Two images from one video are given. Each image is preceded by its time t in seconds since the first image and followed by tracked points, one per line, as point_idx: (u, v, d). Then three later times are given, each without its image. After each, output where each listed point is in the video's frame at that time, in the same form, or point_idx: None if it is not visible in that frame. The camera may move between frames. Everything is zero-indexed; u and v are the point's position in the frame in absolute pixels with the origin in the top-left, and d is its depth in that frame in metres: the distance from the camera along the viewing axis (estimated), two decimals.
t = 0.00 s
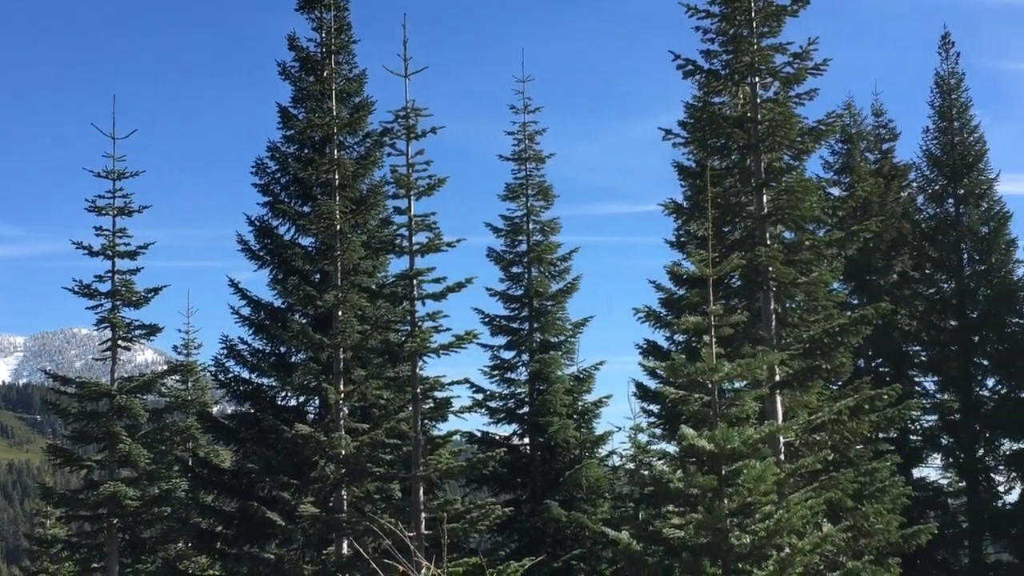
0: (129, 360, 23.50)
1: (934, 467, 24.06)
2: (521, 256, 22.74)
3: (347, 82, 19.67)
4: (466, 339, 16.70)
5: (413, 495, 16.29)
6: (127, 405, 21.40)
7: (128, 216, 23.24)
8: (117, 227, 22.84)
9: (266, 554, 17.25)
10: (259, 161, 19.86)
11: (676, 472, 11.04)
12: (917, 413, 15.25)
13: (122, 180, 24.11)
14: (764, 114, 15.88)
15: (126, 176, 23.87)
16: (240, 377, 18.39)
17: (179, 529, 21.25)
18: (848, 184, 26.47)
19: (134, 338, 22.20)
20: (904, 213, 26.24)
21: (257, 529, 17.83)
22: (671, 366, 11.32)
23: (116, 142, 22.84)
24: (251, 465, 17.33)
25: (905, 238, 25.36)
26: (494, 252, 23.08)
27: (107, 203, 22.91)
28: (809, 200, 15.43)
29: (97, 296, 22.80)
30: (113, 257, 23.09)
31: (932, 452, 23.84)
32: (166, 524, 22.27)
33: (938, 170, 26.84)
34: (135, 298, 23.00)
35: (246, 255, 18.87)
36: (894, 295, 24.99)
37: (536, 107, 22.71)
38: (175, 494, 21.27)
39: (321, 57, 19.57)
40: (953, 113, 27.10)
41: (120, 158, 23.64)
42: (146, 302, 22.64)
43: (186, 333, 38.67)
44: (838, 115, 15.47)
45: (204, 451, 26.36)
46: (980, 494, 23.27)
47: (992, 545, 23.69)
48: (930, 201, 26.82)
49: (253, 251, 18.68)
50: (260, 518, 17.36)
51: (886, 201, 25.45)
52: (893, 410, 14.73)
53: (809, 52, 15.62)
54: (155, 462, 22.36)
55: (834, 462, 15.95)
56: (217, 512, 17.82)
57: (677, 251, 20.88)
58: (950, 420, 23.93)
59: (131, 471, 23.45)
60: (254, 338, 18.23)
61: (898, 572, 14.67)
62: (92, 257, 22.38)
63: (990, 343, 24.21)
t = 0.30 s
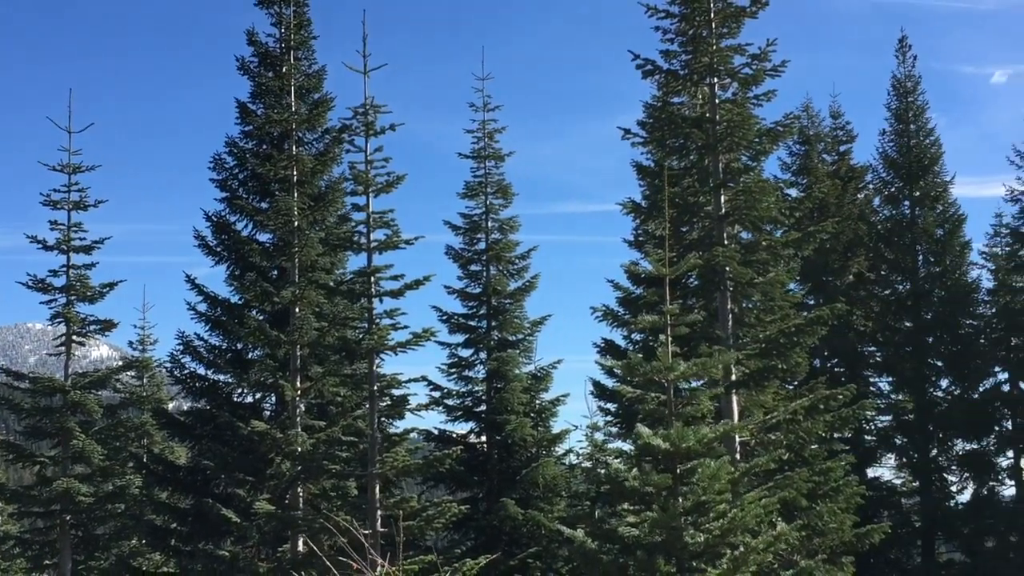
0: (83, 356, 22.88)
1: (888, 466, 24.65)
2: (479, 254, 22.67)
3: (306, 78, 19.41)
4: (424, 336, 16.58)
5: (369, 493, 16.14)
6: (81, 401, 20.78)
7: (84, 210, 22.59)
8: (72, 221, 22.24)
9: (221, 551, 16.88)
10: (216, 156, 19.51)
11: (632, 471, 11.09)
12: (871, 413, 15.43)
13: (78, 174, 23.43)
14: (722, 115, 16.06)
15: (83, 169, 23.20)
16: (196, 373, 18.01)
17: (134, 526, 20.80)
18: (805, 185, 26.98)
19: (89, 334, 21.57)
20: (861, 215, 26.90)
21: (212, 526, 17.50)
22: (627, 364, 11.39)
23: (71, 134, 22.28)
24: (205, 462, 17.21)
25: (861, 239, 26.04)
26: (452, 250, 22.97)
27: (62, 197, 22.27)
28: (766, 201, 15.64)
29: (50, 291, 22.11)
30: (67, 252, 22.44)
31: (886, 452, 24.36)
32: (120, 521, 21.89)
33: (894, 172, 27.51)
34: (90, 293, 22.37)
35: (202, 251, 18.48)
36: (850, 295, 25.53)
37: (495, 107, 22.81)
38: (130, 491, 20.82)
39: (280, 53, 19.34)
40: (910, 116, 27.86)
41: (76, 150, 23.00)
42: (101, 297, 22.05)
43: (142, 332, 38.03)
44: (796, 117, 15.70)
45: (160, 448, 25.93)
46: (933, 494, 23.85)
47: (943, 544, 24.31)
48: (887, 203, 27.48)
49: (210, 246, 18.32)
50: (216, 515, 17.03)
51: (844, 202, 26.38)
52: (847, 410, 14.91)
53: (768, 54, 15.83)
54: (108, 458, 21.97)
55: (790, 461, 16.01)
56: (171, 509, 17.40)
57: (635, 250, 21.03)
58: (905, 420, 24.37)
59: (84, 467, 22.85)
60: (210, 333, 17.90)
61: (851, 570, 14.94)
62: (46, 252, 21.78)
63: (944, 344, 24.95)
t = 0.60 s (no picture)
0: (43, 352, 22.27)
1: (849, 463, 25.13)
2: (442, 250, 22.57)
3: (269, 72, 19.11)
4: (387, 332, 16.46)
5: (331, 489, 15.98)
6: (40, 397, 20.24)
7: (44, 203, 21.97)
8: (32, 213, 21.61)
9: (181, 547, 16.62)
10: (178, 150, 19.07)
11: (593, 467, 11.14)
12: (831, 410, 15.76)
13: (37, 166, 22.79)
14: (685, 112, 16.18)
15: (43, 162, 22.57)
16: (157, 368, 17.68)
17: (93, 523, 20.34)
18: (768, 183, 27.37)
19: (48, 329, 21.00)
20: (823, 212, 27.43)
21: (172, 523, 17.11)
22: (589, 360, 11.45)
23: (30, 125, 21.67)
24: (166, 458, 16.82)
25: (823, 236, 26.50)
26: (416, 246, 22.81)
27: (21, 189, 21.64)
28: (729, 198, 15.81)
29: (7, 285, 21.49)
30: (26, 245, 21.81)
31: (847, 448, 24.90)
32: (79, 518, 21.42)
33: (856, 171, 28.03)
34: (50, 288, 21.77)
35: (164, 246, 18.06)
36: (812, 292, 25.95)
37: (460, 103, 23.04)
38: (90, 488, 20.37)
39: (244, 47, 18.94)
40: (873, 114, 28.42)
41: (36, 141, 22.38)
42: (61, 292, 21.47)
43: (102, 326, 37.37)
44: (758, 115, 15.87)
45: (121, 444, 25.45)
46: (893, 490, 24.47)
47: (903, 541, 25.17)
48: (849, 201, 28.00)
49: (171, 241, 17.93)
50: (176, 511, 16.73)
51: (806, 200, 26.92)
52: (808, 407, 15.24)
53: (731, 52, 15.97)
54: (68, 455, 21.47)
55: (752, 457, 16.22)
56: (131, 505, 17.03)
57: (598, 246, 21.07)
58: (865, 417, 24.90)
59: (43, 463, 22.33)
60: (172, 329, 17.57)
61: (811, 564, 15.23)
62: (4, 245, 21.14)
63: (904, 341, 25.52)
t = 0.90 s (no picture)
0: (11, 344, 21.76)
1: (820, 454, 25.58)
2: (414, 241, 22.45)
3: (241, 63, 18.82)
4: (359, 324, 16.33)
5: (302, 481, 15.84)
6: (9, 388, 19.80)
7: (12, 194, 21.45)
8: None
9: (153, 541, 16.73)
10: (149, 141, 18.71)
11: (564, 458, 11.16)
12: (802, 401, 15.99)
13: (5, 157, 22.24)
14: (657, 104, 16.22)
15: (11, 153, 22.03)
16: (127, 360, 17.40)
17: (62, 516, 19.99)
18: (739, 175, 27.61)
19: (16, 320, 20.54)
20: (795, 205, 27.81)
21: (143, 515, 16.86)
22: (560, 352, 11.44)
23: None
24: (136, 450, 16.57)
25: (795, 229, 26.80)
26: (387, 238, 22.67)
27: None
28: (700, 190, 15.89)
29: None
30: None
31: (817, 440, 25.28)
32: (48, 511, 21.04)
33: (827, 164, 28.41)
34: (18, 280, 21.26)
35: (135, 237, 17.75)
36: (783, 285, 26.28)
37: (432, 94, 22.78)
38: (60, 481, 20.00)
39: (215, 37, 18.63)
40: (843, 108, 28.79)
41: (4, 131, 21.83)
42: (29, 283, 21.00)
43: (71, 316, 36.76)
44: (730, 108, 15.96)
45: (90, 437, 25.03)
46: (863, 482, 24.92)
47: (873, 531, 25.74)
48: (820, 194, 28.40)
49: (141, 232, 17.62)
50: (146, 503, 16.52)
51: (778, 192, 27.20)
52: (779, 399, 15.46)
53: (702, 45, 16.03)
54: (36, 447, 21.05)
55: (723, 449, 16.38)
56: (101, 497, 16.75)
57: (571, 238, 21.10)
58: (836, 409, 25.31)
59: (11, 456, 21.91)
60: (142, 320, 17.30)
61: (781, 555, 15.42)
62: None
63: (874, 333, 25.93)
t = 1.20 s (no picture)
0: None
1: (809, 445, 25.68)
2: (405, 233, 22.38)
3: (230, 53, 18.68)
4: (348, 315, 16.29)
5: (292, 472, 15.82)
6: None
7: None
8: None
9: (141, 531, 16.47)
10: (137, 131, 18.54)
11: (554, 449, 11.21)
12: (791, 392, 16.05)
13: None
14: (647, 95, 16.20)
15: None
16: (116, 352, 17.30)
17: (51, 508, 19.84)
18: (729, 166, 27.65)
19: (4, 312, 20.33)
20: (785, 196, 27.90)
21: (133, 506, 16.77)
22: (550, 343, 11.44)
23: None
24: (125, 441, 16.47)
25: (784, 220, 26.88)
26: (378, 229, 22.58)
27: None
28: (690, 181, 15.90)
29: None
30: None
31: (807, 431, 25.37)
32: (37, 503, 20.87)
33: (817, 154, 28.56)
34: (5, 271, 21.04)
35: (123, 228, 17.61)
36: (773, 276, 26.37)
37: (421, 85, 22.73)
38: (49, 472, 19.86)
39: (204, 28, 18.45)
40: (833, 98, 28.89)
41: None
42: (17, 274, 20.78)
43: (60, 307, 36.48)
44: (719, 98, 15.96)
45: (79, 428, 24.82)
46: (852, 472, 24.86)
47: (862, 522, 25.76)
48: (809, 184, 28.49)
49: (130, 222, 17.49)
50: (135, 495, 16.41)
51: (768, 183, 27.27)
52: (769, 390, 15.50)
53: (692, 35, 16.00)
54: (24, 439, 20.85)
55: (713, 440, 16.42)
56: (90, 489, 16.63)
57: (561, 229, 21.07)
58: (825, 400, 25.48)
59: None
60: (132, 311, 17.19)
61: (771, 545, 15.47)
62: None
63: (864, 324, 26.03)
